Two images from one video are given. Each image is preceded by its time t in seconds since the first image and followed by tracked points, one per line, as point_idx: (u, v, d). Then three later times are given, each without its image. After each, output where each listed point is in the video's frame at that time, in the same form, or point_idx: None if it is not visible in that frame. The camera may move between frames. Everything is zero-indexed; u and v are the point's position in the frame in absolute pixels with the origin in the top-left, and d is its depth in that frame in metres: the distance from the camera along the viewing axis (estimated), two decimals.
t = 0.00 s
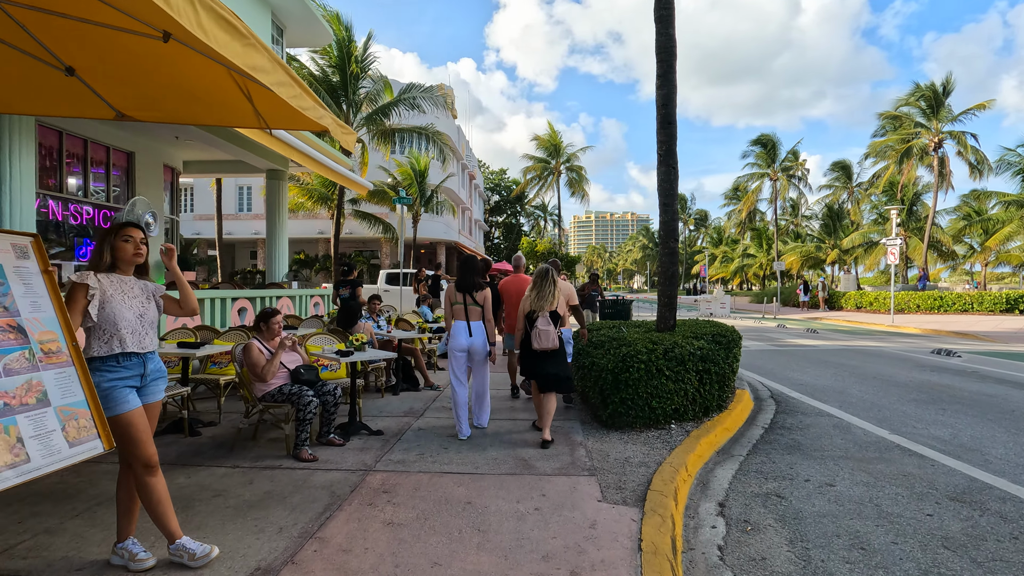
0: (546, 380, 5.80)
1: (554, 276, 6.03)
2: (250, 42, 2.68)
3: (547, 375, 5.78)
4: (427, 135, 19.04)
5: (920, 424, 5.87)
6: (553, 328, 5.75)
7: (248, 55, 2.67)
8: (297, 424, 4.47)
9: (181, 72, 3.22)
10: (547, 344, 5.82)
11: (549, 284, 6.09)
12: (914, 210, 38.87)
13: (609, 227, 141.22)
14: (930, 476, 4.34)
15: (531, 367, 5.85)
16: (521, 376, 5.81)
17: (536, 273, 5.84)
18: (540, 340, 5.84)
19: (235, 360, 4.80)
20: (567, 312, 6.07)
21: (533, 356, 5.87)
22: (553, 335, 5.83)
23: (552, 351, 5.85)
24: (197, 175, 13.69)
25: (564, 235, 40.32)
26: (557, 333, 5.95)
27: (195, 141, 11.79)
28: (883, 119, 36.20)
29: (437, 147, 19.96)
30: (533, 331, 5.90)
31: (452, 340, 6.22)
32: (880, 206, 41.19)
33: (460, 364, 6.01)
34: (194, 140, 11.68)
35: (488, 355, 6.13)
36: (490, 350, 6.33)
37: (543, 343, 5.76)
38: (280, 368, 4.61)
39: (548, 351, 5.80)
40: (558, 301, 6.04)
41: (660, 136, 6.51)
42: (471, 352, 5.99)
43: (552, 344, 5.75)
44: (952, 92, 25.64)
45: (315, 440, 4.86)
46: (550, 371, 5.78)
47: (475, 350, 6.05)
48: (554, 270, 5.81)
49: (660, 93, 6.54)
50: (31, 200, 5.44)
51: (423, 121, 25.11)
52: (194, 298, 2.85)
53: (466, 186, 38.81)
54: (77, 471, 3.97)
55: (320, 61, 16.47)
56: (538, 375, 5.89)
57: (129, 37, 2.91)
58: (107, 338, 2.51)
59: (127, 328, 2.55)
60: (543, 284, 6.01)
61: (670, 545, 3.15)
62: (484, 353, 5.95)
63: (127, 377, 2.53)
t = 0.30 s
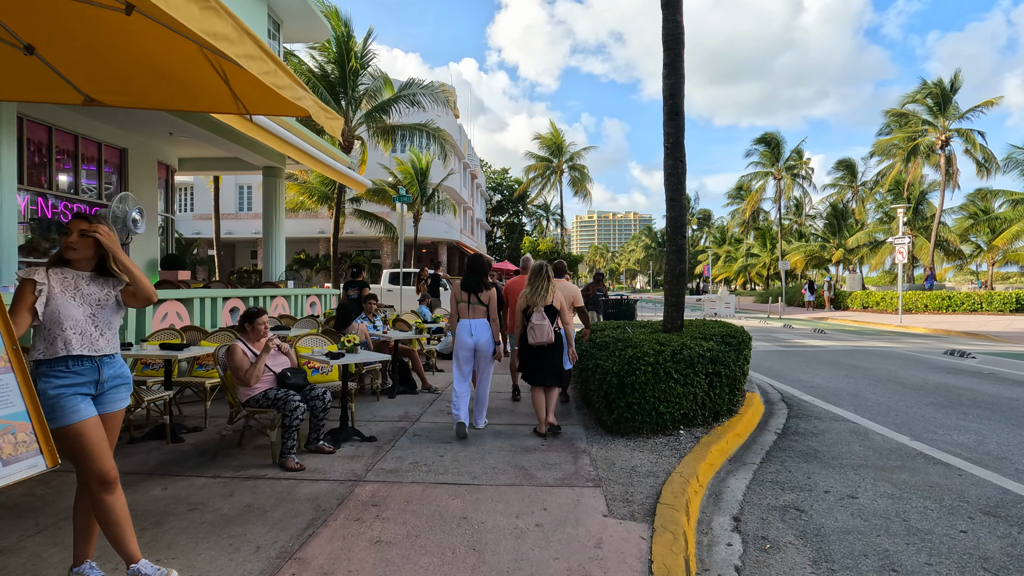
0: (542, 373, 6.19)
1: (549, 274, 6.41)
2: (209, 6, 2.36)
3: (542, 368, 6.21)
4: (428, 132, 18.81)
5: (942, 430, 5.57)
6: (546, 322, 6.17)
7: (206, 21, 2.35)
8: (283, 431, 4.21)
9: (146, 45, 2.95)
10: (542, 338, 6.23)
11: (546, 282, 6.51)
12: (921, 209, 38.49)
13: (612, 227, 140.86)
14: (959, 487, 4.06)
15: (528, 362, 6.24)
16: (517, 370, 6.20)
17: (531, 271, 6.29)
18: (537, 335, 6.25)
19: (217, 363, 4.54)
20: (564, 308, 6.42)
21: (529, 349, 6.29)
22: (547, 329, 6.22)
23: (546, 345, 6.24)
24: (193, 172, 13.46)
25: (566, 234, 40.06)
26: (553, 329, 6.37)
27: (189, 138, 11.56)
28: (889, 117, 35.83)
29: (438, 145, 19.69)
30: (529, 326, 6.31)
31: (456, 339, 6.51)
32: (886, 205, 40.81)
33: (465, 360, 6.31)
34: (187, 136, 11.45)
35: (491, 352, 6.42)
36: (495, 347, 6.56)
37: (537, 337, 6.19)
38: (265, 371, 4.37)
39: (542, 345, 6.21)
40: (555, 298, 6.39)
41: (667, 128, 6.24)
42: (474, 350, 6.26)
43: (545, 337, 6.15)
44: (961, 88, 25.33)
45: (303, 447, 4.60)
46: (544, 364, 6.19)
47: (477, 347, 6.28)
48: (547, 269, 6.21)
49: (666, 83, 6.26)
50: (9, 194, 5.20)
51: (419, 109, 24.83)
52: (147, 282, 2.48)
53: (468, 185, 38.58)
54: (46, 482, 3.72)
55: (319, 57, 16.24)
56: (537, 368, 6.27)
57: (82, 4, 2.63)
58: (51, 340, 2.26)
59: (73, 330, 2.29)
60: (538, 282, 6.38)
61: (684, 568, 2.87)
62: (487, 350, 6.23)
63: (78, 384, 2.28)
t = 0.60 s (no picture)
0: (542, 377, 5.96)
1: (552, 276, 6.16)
2: None
3: (540, 373, 5.94)
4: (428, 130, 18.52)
5: (967, 440, 5.26)
6: (546, 327, 5.93)
7: None
8: (264, 444, 3.92)
9: (99, 18, 2.61)
10: (542, 343, 5.97)
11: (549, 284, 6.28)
12: (926, 208, 38.11)
13: (613, 227, 140.51)
14: (993, 506, 3.75)
15: (525, 365, 5.90)
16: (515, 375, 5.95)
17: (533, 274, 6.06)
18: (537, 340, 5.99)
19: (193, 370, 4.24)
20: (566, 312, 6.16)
21: (529, 355, 6.02)
22: (547, 334, 5.95)
23: (547, 350, 5.99)
24: (187, 171, 13.19)
25: (568, 234, 39.76)
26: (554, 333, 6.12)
27: (181, 135, 11.31)
28: (894, 115, 35.45)
29: (438, 142, 19.39)
30: (530, 330, 6.07)
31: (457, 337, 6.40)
32: (891, 204, 40.42)
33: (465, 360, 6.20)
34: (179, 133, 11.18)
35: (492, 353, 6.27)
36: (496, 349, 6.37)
37: (537, 342, 5.94)
38: (246, 380, 4.08)
39: (542, 350, 5.96)
40: (557, 301, 6.13)
41: (674, 121, 5.93)
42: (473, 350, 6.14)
43: (545, 342, 5.91)
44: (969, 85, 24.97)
45: (287, 460, 4.32)
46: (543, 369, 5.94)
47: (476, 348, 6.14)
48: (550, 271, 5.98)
49: (674, 74, 5.96)
50: None
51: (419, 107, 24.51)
52: (80, 276, 2.19)
53: (469, 185, 38.30)
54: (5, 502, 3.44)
55: (316, 54, 15.98)
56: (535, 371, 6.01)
57: None
58: None
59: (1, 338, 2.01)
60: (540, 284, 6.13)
61: None
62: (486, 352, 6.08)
63: (9, 403, 2.01)
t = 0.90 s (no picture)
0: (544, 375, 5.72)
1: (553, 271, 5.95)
2: None
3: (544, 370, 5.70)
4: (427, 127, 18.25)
5: (994, 447, 4.94)
6: (548, 321, 5.70)
7: None
8: (241, 454, 3.63)
9: None
10: (544, 338, 5.74)
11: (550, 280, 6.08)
12: (931, 207, 37.73)
13: (615, 227, 140.16)
14: None
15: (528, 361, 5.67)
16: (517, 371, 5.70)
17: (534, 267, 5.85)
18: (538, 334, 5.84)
19: (167, 374, 3.94)
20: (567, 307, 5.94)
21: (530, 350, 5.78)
22: (550, 329, 5.72)
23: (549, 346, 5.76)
24: (181, 167, 12.92)
25: (570, 233, 39.46)
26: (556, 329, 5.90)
27: (173, 129, 11.04)
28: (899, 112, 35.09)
29: (437, 140, 19.10)
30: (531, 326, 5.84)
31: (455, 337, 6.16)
32: (896, 203, 40.03)
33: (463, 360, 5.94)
34: (171, 127, 10.91)
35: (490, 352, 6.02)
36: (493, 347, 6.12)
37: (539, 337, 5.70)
38: (224, 384, 3.79)
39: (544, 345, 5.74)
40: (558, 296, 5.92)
41: (682, 110, 5.63)
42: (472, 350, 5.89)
43: (547, 337, 5.68)
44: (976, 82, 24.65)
45: (269, 470, 4.03)
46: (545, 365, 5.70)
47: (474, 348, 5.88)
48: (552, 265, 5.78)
49: (681, 60, 5.66)
50: None
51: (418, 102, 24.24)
52: (9, 263, 1.92)
53: (469, 183, 37.98)
54: None
55: (313, 49, 15.70)
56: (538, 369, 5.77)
57: None
58: None
59: None
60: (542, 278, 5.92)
61: None
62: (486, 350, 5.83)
63: None
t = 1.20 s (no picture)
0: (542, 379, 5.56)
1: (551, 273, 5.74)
2: None
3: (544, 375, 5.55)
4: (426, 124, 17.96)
5: None
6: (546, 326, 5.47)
7: None
8: (213, 472, 3.33)
9: None
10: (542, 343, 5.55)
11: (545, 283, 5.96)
12: (936, 206, 37.37)
13: (616, 227, 139.79)
14: None
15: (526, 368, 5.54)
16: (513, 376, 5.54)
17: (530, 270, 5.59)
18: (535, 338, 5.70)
19: (134, 383, 3.63)
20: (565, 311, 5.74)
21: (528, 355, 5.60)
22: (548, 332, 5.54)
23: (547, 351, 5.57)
24: (173, 165, 12.62)
25: (571, 233, 39.15)
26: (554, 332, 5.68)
27: (164, 125, 10.77)
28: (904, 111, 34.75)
29: (435, 137, 18.80)
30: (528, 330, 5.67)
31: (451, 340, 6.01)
32: (900, 202, 39.67)
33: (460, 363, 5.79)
34: (162, 123, 10.64)
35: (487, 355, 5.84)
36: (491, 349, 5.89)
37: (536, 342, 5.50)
38: (195, 394, 3.49)
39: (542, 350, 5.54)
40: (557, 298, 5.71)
41: (690, 101, 5.33)
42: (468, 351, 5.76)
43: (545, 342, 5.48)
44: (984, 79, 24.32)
45: (246, 486, 3.73)
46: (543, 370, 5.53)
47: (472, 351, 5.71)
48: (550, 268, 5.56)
49: (689, 48, 5.35)
50: None
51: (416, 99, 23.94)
52: None
53: (470, 183, 37.66)
54: None
55: (309, 44, 15.40)
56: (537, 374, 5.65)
57: None
58: None
59: None
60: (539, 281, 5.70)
61: None
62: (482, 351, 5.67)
63: None
